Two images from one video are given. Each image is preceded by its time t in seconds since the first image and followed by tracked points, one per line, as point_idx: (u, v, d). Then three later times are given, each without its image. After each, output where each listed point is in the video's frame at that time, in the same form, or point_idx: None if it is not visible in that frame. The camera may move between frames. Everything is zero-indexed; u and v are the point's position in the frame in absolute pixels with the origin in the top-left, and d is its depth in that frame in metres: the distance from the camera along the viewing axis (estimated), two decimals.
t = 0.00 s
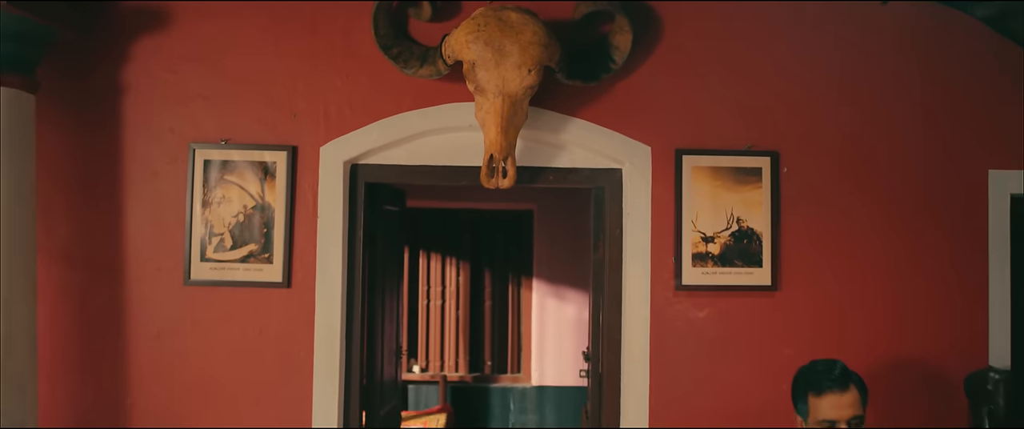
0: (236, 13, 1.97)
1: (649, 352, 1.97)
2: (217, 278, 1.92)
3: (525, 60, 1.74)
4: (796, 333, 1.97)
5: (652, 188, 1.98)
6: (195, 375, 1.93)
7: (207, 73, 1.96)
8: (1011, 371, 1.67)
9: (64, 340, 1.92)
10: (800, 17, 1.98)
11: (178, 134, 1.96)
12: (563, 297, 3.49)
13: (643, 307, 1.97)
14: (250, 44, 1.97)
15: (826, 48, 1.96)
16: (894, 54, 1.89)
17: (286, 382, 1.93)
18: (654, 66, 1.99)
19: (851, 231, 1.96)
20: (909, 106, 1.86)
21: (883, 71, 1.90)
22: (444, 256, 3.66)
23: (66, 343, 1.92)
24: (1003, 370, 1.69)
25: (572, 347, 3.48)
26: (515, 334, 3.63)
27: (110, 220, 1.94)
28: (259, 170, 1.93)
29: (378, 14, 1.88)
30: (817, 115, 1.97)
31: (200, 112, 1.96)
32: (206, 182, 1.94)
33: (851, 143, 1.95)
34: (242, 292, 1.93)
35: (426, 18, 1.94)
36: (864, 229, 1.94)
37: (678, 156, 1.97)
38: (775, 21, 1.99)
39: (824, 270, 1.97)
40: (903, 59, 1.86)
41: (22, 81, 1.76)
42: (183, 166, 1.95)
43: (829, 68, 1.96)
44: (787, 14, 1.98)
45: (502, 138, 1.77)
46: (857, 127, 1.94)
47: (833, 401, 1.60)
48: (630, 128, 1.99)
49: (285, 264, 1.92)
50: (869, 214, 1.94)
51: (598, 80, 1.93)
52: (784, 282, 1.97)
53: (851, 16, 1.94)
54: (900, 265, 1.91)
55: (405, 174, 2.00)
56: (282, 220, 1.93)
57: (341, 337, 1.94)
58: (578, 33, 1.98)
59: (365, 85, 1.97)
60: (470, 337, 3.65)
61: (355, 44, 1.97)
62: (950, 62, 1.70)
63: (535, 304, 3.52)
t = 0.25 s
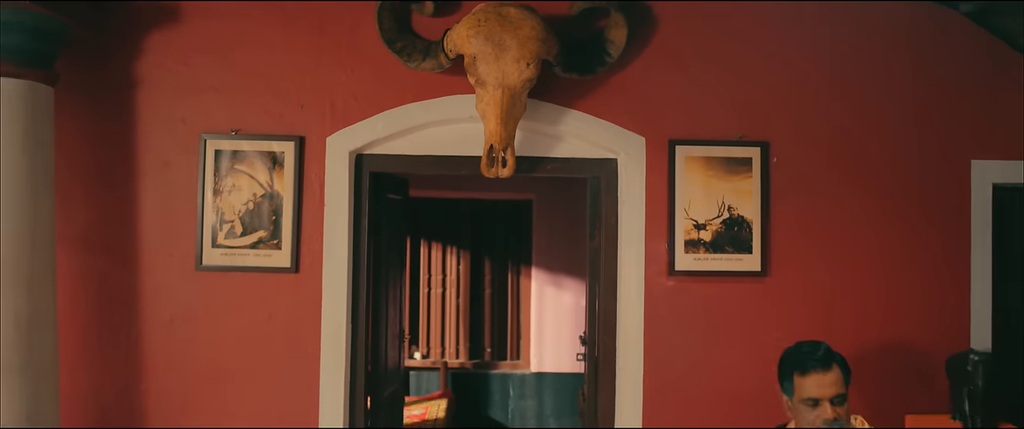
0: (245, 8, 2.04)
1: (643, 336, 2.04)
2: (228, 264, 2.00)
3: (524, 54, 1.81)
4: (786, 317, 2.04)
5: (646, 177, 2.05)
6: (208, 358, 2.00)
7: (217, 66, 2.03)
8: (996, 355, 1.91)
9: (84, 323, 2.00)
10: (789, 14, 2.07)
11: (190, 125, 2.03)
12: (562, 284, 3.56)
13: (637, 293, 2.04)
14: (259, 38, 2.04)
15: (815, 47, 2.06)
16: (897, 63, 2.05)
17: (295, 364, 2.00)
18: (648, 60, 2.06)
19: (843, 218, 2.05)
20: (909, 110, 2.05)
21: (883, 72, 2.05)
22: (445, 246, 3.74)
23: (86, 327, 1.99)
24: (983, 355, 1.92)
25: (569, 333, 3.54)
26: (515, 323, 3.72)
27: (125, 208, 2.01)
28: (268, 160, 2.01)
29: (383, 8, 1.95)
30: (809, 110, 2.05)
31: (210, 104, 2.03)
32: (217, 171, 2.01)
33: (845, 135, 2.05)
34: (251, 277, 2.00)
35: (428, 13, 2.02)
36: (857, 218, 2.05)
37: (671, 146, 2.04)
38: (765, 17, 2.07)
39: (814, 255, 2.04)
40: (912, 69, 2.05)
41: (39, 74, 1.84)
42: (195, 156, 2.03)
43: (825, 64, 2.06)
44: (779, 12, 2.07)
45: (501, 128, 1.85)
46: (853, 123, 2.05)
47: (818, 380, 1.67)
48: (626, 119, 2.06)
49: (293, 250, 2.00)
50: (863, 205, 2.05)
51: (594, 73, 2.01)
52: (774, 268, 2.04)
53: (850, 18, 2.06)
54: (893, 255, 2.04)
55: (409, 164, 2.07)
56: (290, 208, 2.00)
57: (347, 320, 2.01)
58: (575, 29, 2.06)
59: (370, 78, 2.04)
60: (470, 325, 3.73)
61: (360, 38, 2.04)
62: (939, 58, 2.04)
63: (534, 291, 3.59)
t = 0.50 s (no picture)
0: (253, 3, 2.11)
1: (638, 318, 2.12)
2: (238, 249, 2.08)
3: (523, 48, 1.88)
4: (778, 300, 2.12)
5: (641, 166, 2.13)
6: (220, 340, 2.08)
7: (226, 59, 2.10)
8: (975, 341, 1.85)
9: (101, 306, 2.09)
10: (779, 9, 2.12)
11: (201, 115, 2.10)
12: (560, 272, 3.65)
13: (632, 277, 2.12)
14: (266, 32, 2.10)
15: (805, 42, 2.11)
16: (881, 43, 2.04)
17: (303, 346, 2.08)
18: (643, 53, 2.13)
19: (835, 205, 2.11)
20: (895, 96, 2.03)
21: (877, 58, 2.05)
22: (445, 235, 3.83)
23: (104, 310, 2.09)
24: (963, 337, 1.86)
25: (568, 319, 3.65)
26: (513, 309, 3.76)
27: (139, 195, 2.09)
28: (276, 149, 2.08)
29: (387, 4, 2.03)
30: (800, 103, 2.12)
31: (220, 95, 2.10)
32: (227, 160, 2.08)
33: (841, 124, 2.10)
34: (260, 262, 2.08)
35: (430, 8, 2.09)
36: (850, 208, 2.10)
37: (665, 136, 2.12)
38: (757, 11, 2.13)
39: (803, 237, 2.12)
40: (920, 54, 1.97)
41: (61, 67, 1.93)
42: (205, 145, 2.10)
43: (820, 54, 2.11)
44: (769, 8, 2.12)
45: (501, 119, 1.92)
46: (847, 113, 2.10)
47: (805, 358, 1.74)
48: (621, 111, 2.14)
49: (301, 236, 2.07)
50: (855, 193, 2.10)
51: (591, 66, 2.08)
52: (764, 254, 2.12)
53: (842, 6, 2.09)
54: (886, 244, 2.08)
55: (412, 153, 2.15)
56: (298, 196, 2.08)
57: (353, 304, 2.10)
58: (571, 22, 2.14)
59: (374, 71, 2.12)
60: (470, 312, 3.80)
61: (364, 32, 2.11)
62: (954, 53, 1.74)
63: (532, 279, 3.70)
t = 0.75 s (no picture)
0: None
1: (632, 301, 2.20)
2: (247, 235, 2.15)
3: (522, 41, 1.95)
4: (768, 284, 2.19)
5: (635, 155, 2.20)
6: (228, 324, 2.15)
7: (235, 51, 2.17)
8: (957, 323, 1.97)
9: (113, 292, 2.15)
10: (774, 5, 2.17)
11: (211, 106, 2.17)
12: (560, 261, 3.72)
13: (626, 262, 2.20)
14: (273, 26, 2.17)
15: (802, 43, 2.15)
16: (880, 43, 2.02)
17: (309, 328, 2.15)
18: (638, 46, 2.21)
19: (833, 198, 2.17)
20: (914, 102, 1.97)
21: (872, 59, 2.04)
22: (446, 224, 3.90)
23: (115, 295, 2.15)
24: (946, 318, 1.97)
25: (567, 305, 3.73)
26: (513, 297, 3.86)
27: (151, 183, 2.17)
28: (283, 138, 2.16)
29: None
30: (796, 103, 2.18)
31: (229, 87, 2.17)
32: (236, 149, 2.16)
33: (839, 122, 2.14)
34: (268, 247, 2.16)
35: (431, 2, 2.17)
36: (848, 203, 2.15)
37: (658, 126, 2.19)
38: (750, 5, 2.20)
39: (800, 227, 2.19)
40: (918, 57, 1.94)
41: (76, 59, 2.01)
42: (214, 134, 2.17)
43: (817, 54, 2.15)
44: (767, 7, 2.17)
45: (501, 109, 2.01)
46: (846, 111, 2.13)
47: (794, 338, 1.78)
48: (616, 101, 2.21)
49: (307, 222, 2.15)
50: (852, 187, 2.15)
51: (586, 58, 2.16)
52: (755, 239, 2.19)
53: (837, 6, 2.10)
54: (883, 238, 2.10)
55: (414, 142, 2.22)
56: (305, 183, 2.16)
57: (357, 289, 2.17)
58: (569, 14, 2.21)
59: (378, 63, 2.19)
60: (470, 300, 3.88)
61: (369, 26, 2.19)
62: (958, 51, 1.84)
63: (532, 267, 3.77)
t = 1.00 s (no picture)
0: None
1: (630, 285, 2.23)
2: (250, 218, 2.19)
3: (520, 26, 1.98)
4: (766, 266, 2.22)
5: (633, 139, 2.24)
6: (232, 306, 2.17)
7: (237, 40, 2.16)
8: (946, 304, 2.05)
9: (117, 275, 2.17)
10: None
11: (214, 91, 2.19)
12: (559, 248, 3.77)
13: (623, 244, 2.24)
14: (273, 14, 2.16)
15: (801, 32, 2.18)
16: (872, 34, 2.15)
17: (312, 309, 2.19)
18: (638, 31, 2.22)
19: (829, 181, 2.20)
20: (905, 87, 2.15)
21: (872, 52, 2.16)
22: (446, 211, 3.93)
23: (119, 278, 2.17)
24: (935, 299, 2.04)
25: (567, 291, 3.78)
26: (513, 284, 3.90)
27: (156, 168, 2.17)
28: (285, 123, 2.20)
29: None
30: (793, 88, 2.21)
31: (232, 71, 2.19)
32: (239, 134, 2.20)
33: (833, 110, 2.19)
34: (271, 230, 2.20)
35: None
36: (846, 186, 2.19)
37: (655, 111, 2.23)
38: None
39: (796, 211, 2.21)
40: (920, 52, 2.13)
41: (83, 44, 2.04)
42: (219, 118, 2.19)
43: (810, 50, 2.19)
44: None
45: (501, 94, 2.06)
46: (840, 97, 2.19)
47: (786, 318, 1.82)
48: (614, 86, 2.24)
49: (309, 205, 2.19)
50: (850, 170, 2.19)
51: (585, 43, 2.19)
52: (751, 222, 2.23)
53: None
54: (880, 220, 2.17)
55: (415, 126, 2.26)
56: (307, 167, 2.20)
57: (358, 270, 2.22)
58: None
59: (379, 48, 2.22)
60: (470, 286, 3.92)
61: (371, 12, 2.20)
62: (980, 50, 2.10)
63: (531, 253, 3.82)
